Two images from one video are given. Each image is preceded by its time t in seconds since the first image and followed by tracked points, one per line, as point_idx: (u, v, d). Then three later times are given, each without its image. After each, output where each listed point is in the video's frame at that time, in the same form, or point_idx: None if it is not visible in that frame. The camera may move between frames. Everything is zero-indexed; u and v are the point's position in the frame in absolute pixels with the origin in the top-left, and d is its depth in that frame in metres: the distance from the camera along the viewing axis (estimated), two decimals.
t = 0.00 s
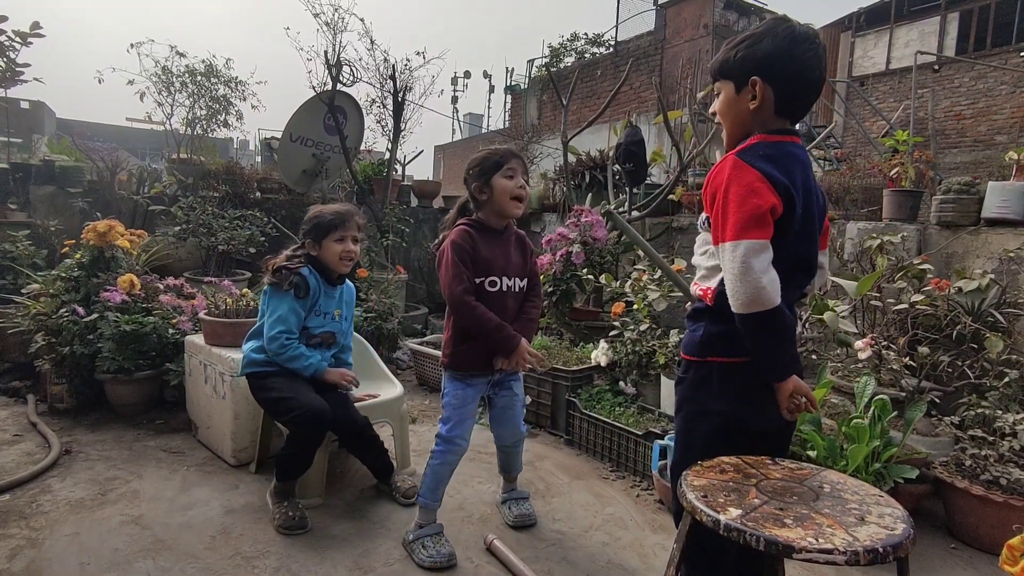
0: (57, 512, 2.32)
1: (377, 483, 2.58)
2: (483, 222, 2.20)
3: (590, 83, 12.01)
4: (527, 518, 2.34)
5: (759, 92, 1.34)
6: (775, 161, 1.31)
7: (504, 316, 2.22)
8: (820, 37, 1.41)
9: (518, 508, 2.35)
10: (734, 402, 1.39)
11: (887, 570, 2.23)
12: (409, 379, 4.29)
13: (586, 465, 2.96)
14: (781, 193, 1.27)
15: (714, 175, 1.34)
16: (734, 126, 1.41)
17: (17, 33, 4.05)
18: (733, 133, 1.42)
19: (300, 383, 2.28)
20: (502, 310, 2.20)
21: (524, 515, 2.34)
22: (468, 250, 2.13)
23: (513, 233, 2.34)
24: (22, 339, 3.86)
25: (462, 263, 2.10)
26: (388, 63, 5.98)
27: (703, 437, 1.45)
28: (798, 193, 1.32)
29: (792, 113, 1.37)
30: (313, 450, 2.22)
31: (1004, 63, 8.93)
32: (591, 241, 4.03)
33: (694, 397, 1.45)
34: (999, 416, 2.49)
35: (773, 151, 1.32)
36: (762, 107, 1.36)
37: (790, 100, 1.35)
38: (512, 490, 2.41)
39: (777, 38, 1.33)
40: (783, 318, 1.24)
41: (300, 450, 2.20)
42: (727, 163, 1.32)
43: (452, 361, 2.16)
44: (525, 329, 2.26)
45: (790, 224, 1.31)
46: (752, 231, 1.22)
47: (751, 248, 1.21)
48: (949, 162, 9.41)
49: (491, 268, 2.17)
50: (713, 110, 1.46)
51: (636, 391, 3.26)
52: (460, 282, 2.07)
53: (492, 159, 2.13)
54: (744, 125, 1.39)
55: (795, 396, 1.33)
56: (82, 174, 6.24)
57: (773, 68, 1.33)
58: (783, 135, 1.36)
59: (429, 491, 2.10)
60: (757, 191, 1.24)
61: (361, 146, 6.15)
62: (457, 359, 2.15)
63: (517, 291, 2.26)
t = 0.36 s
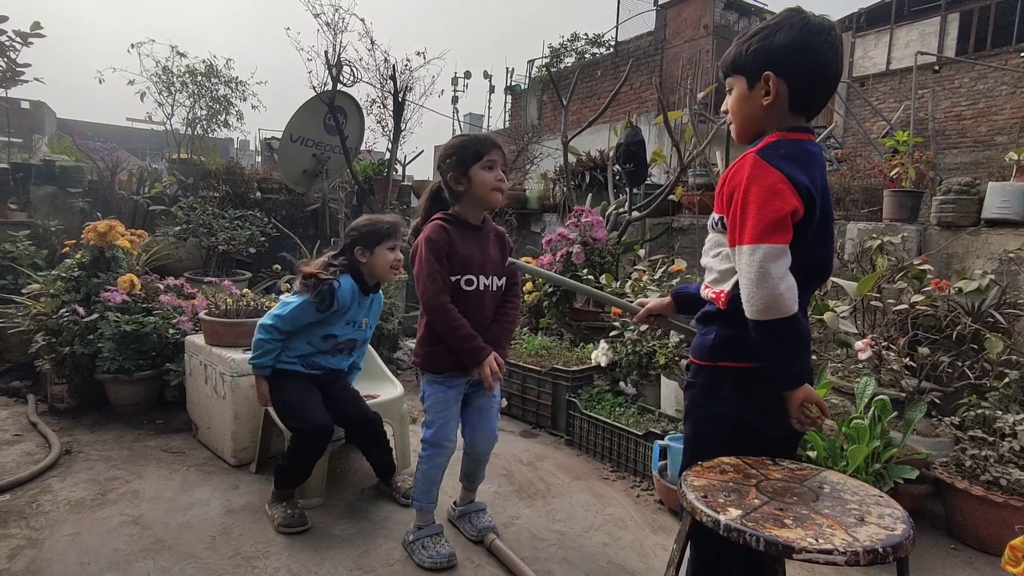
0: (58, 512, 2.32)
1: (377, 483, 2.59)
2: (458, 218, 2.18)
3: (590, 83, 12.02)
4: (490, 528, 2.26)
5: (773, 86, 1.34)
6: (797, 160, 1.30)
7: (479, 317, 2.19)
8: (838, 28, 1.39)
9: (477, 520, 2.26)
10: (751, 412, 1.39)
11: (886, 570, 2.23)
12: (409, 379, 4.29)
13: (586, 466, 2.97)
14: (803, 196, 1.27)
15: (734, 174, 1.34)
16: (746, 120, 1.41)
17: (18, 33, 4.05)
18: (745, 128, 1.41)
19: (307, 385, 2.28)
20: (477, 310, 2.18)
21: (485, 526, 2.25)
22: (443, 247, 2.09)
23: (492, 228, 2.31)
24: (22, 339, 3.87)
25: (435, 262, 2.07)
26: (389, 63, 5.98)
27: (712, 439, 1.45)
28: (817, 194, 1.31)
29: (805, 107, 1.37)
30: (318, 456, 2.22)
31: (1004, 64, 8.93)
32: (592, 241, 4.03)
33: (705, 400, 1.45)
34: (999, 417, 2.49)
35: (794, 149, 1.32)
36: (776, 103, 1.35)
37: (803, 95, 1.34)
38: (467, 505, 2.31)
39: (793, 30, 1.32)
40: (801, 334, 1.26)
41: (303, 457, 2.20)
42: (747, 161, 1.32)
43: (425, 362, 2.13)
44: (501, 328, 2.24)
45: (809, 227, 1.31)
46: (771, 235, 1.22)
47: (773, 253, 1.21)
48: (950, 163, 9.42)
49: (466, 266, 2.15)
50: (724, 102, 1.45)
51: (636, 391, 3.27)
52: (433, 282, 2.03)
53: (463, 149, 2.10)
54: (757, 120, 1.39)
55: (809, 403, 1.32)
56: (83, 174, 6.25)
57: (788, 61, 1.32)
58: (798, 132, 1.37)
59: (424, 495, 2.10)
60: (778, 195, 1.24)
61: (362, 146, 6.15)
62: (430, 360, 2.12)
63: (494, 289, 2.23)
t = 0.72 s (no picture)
0: (57, 512, 2.32)
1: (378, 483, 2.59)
2: (462, 217, 2.16)
3: (590, 83, 12.02)
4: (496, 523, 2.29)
5: (767, 83, 1.34)
6: (791, 160, 1.31)
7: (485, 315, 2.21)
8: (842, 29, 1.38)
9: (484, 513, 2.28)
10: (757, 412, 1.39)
11: (885, 570, 2.23)
12: (409, 379, 4.30)
13: (585, 465, 2.97)
14: (800, 196, 1.28)
15: (730, 172, 1.33)
16: (738, 115, 1.41)
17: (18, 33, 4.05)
18: (737, 121, 1.42)
19: (314, 384, 2.28)
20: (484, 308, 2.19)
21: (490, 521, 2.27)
22: (454, 244, 2.06)
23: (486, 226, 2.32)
24: (23, 339, 3.87)
25: (450, 258, 2.04)
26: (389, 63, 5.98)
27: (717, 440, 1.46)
28: (813, 194, 1.32)
29: (795, 108, 1.37)
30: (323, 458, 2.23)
31: (1004, 65, 8.94)
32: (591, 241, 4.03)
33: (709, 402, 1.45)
34: (999, 417, 2.49)
35: (788, 149, 1.33)
36: (768, 100, 1.35)
37: (795, 96, 1.35)
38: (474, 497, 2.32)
39: (795, 27, 1.31)
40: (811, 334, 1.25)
41: (309, 458, 2.21)
42: (743, 160, 1.31)
43: (433, 362, 2.12)
44: (502, 325, 2.28)
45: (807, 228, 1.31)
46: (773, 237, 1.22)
47: (778, 256, 1.21)
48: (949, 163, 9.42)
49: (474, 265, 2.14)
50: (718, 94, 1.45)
51: (636, 391, 3.28)
52: (450, 281, 2.01)
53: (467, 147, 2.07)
54: (749, 115, 1.39)
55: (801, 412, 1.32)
56: (83, 174, 6.25)
57: (786, 58, 1.31)
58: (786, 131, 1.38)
59: (429, 495, 2.10)
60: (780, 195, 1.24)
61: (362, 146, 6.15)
62: (439, 360, 2.11)
63: (496, 287, 2.25)
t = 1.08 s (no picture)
0: (57, 512, 2.32)
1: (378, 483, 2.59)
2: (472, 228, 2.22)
3: (590, 83, 12.02)
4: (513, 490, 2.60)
5: (718, 91, 1.33)
6: (779, 179, 1.29)
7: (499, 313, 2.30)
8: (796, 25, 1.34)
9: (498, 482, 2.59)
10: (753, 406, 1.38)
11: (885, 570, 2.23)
12: (409, 379, 4.30)
13: (585, 466, 2.97)
14: (787, 215, 1.27)
15: (719, 188, 1.27)
16: (700, 124, 1.39)
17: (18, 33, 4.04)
18: (701, 131, 1.39)
19: (315, 385, 2.29)
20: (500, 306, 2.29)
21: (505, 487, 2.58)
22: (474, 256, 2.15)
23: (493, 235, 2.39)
24: (22, 340, 3.86)
25: (473, 269, 2.13)
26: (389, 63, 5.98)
27: (714, 436, 1.44)
28: (798, 214, 1.32)
29: (758, 113, 1.34)
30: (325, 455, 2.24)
31: (1004, 65, 8.93)
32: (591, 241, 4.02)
33: (699, 400, 1.44)
34: (999, 417, 2.49)
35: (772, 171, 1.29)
36: (722, 107, 1.34)
37: (751, 102, 1.32)
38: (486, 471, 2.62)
39: (743, 32, 1.28)
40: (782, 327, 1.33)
41: (313, 457, 2.22)
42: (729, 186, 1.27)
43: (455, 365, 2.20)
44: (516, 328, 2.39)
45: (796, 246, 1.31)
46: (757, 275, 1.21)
47: (754, 296, 1.20)
48: (950, 163, 9.42)
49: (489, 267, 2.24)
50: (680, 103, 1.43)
51: (636, 391, 3.28)
52: (475, 287, 2.10)
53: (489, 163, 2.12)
54: (711, 124, 1.37)
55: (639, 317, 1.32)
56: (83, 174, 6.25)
57: (736, 65, 1.29)
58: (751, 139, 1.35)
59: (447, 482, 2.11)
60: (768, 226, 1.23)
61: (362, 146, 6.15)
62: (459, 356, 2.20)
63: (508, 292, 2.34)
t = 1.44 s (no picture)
0: (58, 512, 2.32)
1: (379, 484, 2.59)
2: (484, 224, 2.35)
3: (590, 83, 12.02)
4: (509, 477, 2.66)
5: (655, 136, 1.47)
6: (725, 199, 1.43)
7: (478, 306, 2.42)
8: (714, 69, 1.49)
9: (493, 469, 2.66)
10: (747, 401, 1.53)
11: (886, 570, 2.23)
12: (409, 379, 4.30)
13: (586, 466, 2.97)
14: (728, 233, 1.42)
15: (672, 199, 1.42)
16: (645, 161, 1.53)
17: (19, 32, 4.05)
18: (649, 165, 1.54)
19: (311, 385, 2.28)
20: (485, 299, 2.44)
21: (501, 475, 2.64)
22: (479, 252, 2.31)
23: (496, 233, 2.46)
24: (23, 340, 3.87)
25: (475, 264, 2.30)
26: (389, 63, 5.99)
27: (711, 433, 1.55)
28: (745, 231, 1.46)
29: (693, 144, 1.48)
30: (326, 453, 2.24)
31: (1004, 64, 8.92)
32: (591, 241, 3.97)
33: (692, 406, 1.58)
34: (1000, 417, 2.49)
35: (722, 193, 1.43)
36: (663, 148, 1.48)
37: (688, 137, 1.46)
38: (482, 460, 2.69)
39: (666, 79, 1.42)
40: (759, 317, 1.50)
41: (313, 455, 2.22)
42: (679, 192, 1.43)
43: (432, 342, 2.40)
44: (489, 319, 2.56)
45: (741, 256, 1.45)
46: (671, 269, 1.38)
47: (654, 286, 1.38)
48: (950, 163, 9.41)
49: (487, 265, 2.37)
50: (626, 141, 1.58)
51: (636, 391, 3.29)
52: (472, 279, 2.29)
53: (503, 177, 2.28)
54: (656, 160, 1.51)
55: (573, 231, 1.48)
56: (84, 174, 6.25)
57: (665, 112, 1.44)
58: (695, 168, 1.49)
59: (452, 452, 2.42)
60: (702, 234, 1.38)
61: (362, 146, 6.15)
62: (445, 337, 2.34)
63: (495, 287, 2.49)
